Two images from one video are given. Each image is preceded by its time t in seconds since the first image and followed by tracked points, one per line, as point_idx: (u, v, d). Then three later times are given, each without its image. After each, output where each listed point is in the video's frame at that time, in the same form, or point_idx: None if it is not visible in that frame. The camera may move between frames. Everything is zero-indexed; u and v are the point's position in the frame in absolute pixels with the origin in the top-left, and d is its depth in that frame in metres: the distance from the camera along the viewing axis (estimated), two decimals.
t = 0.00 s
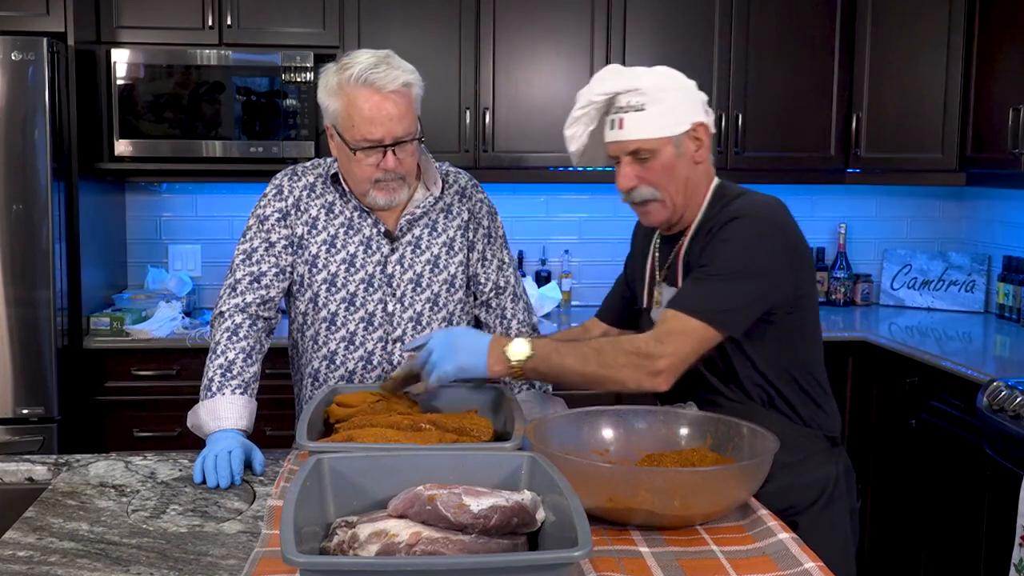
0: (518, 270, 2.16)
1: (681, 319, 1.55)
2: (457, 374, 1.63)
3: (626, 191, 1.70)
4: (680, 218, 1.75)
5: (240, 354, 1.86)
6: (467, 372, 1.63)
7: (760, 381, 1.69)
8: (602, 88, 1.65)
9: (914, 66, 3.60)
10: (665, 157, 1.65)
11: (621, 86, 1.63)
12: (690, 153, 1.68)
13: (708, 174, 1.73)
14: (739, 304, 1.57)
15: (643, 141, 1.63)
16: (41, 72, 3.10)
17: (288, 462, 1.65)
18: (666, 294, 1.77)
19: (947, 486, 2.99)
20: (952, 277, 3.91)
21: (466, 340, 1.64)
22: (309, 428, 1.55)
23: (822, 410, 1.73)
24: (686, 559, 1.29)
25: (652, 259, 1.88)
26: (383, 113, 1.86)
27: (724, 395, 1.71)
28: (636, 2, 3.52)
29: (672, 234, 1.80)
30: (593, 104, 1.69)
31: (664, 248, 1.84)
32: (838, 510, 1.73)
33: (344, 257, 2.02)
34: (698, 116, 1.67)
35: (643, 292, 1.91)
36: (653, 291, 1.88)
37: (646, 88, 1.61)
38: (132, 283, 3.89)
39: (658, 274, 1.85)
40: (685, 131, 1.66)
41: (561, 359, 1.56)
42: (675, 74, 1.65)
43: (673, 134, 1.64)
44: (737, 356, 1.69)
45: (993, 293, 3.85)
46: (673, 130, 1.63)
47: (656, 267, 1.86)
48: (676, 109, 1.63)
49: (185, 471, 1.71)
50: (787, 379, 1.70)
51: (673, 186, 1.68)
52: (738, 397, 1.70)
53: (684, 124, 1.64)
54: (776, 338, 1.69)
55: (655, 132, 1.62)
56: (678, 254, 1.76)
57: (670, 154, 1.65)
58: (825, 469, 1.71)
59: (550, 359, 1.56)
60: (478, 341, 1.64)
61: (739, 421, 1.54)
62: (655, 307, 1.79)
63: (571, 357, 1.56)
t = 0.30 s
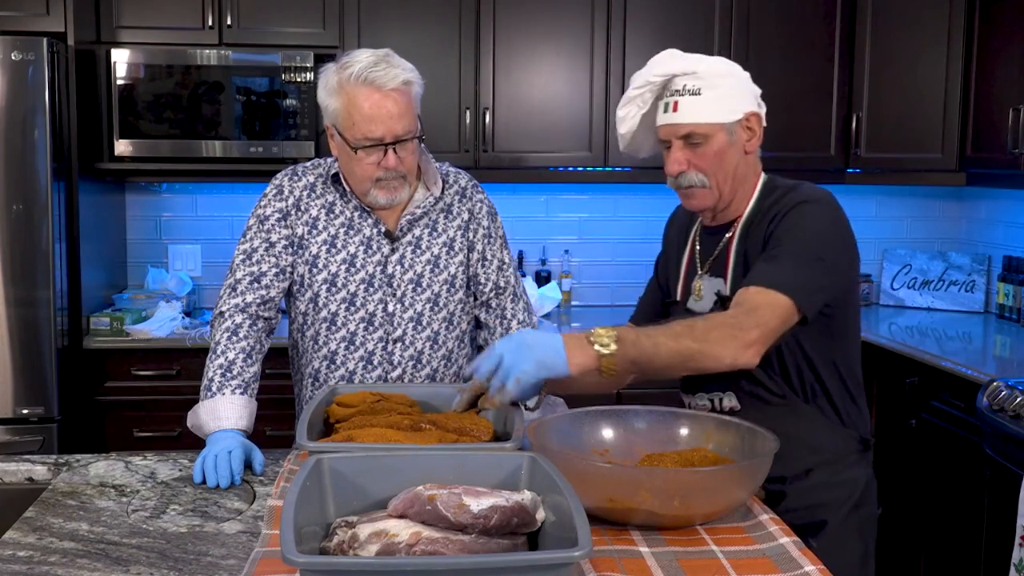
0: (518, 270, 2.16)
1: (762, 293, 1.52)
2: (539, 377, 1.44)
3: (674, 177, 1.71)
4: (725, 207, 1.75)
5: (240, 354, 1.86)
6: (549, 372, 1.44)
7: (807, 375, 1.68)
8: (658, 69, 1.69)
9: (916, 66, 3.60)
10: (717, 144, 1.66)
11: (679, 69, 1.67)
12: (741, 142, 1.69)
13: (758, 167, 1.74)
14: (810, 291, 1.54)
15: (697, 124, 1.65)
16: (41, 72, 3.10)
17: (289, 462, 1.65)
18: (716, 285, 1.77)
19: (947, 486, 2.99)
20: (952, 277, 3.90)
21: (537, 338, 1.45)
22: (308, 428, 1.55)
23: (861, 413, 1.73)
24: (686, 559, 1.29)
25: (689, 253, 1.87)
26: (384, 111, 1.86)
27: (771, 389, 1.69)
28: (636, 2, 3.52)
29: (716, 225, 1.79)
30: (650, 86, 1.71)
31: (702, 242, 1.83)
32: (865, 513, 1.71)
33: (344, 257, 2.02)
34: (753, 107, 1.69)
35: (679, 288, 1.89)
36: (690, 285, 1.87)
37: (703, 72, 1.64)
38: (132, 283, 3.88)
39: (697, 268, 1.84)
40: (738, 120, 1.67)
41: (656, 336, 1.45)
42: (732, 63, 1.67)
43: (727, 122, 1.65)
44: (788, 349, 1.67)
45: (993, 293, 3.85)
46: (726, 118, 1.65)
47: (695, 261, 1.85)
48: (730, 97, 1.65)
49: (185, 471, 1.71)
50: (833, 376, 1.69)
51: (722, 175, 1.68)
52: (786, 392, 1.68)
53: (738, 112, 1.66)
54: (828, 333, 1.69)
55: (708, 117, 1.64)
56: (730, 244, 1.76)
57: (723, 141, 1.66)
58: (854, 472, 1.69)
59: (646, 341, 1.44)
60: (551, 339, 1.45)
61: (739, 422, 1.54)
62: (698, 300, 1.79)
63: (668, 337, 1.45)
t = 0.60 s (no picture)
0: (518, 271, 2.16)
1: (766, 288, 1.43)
2: (536, 458, 1.23)
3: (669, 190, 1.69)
4: (730, 217, 1.67)
5: (240, 354, 1.86)
6: (543, 448, 1.23)
7: (823, 382, 1.65)
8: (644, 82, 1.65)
9: (916, 66, 3.60)
10: (700, 158, 1.60)
11: (661, 82, 1.62)
12: (727, 153, 1.59)
13: (758, 174, 1.62)
14: (832, 306, 1.45)
15: (675, 139, 1.60)
16: (41, 72, 3.10)
17: (289, 462, 1.65)
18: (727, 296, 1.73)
19: (946, 486, 3.00)
20: (952, 277, 3.90)
21: (515, 417, 1.24)
22: (308, 428, 1.55)
23: (880, 425, 1.68)
24: (686, 559, 1.29)
25: (714, 256, 1.79)
26: (384, 109, 1.87)
27: (776, 386, 1.70)
28: (636, 2, 3.52)
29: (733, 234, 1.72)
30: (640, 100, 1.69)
31: (723, 249, 1.76)
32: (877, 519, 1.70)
33: (344, 257, 2.02)
34: (739, 116, 1.57)
35: (704, 292, 1.84)
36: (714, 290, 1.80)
37: (678, 86, 1.58)
38: (132, 283, 3.89)
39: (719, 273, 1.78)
40: (721, 130, 1.58)
41: (638, 367, 1.34)
42: (716, 69, 1.57)
43: (706, 134, 1.58)
44: (804, 355, 1.64)
45: (993, 293, 3.85)
46: (704, 130, 1.57)
47: (717, 265, 1.79)
48: (710, 107, 1.56)
49: (185, 471, 1.71)
50: (844, 387, 1.65)
51: (711, 187, 1.62)
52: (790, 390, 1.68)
53: (719, 123, 1.57)
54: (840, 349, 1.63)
55: (684, 129, 1.58)
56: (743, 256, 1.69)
57: (705, 154, 1.60)
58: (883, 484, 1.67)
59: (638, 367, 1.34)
60: (525, 409, 1.25)
61: (739, 421, 1.54)
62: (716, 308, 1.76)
63: (651, 364, 1.35)
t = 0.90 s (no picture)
0: (518, 270, 2.16)
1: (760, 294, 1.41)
2: (493, 512, 1.19)
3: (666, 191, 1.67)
4: (722, 229, 1.63)
5: (240, 354, 1.86)
6: (501, 500, 1.19)
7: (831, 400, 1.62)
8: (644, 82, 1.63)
9: (916, 66, 3.59)
10: (685, 169, 1.57)
11: (662, 82, 1.59)
12: (712, 170, 1.54)
13: (747, 195, 1.55)
14: (829, 315, 1.42)
15: (664, 144, 1.58)
16: (40, 72, 3.10)
17: (289, 462, 1.65)
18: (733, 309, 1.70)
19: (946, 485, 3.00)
20: (952, 277, 3.90)
21: (468, 469, 1.19)
22: (308, 429, 1.55)
23: (889, 439, 1.63)
24: (686, 559, 1.29)
25: (725, 266, 1.76)
26: (389, 103, 1.89)
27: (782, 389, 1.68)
28: (636, 2, 3.52)
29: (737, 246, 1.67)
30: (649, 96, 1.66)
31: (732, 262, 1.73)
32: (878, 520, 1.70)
33: (345, 256, 2.02)
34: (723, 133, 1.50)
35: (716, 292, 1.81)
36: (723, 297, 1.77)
37: (671, 92, 1.55)
38: (132, 283, 3.89)
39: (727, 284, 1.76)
40: (706, 146, 1.53)
41: (596, 406, 1.29)
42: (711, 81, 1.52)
43: (690, 147, 1.54)
44: (811, 373, 1.61)
45: (993, 293, 3.85)
46: (686, 143, 1.53)
47: (727, 276, 1.76)
48: (695, 121, 1.51)
49: (185, 471, 1.71)
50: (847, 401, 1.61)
51: (698, 201, 1.59)
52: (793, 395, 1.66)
53: (701, 138, 1.52)
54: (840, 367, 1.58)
55: (670, 139, 1.56)
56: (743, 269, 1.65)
57: (690, 166, 1.56)
58: (901, 505, 1.64)
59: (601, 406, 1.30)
60: (478, 459, 1.21)
61: (738, 421, 1.55)
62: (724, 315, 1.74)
63: (609, 402, 1.30)
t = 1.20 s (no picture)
0: (518, 269, 2.16)
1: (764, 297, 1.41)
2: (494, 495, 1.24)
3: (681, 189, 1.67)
4: (736, 225, 1.63)
5: (240, 354, 1.86)
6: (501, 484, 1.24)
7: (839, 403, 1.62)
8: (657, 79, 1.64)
9: (916, 66, 3.59)
10: (697, 164, 1.58)
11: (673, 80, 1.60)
12: (722, 163, 1.55)
13: (758, 187, 1.56)
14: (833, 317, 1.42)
15: (678, 141, 1.59)
16: (40, 72, 3.10)
17: (289, 462, 1.65)
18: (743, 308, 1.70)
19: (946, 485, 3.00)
20: (952, 278, 3.90)
21: (472, 453, 1.24)
22: (309, 429, 1.55)
23: (897, 444, 1.64)
24: (686, 559, 1.29)
25: (733, 262, 1.76)
26: (391, 99, 1.90)
27: (790, 390, 1.68)
28: (636, 2, 3.52)
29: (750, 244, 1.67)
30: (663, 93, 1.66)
31: (740, 260, 1.73)
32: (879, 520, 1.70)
33: (346, 256, 2.02)
34: (733, 128, 1.51)
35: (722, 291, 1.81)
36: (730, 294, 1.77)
37: (682, 88, 1.56)
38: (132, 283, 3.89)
39: (735, 281, 1.75)
40: (716, 139, 1.54)
41: (605, 404, 1.32)
42: (719, 75, 1.52)
43: (701, 142, 1.55)
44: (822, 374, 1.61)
45: (993, 293, 3.85)
46: (698, 138, 1.55)
47: (734, 274, 1.76)
48: (706, 115, 1.53)
49: (185, 471, 1.71)
50: (857, 403, 1.62)
51: (710, 196, 1.59)
52: (801, 396, 1.66)
53: (712, 133, 1.53)
54: (851, 369, 1.59)
55: (683, 134, 1.57)
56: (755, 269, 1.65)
57: (701, 160, 1.57)
58: (903, 509, 1.64)
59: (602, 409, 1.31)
60: (481, 446, 1.25)
61: (738, 421, 1.55)
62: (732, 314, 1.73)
63: (619, 403, 1.32)
